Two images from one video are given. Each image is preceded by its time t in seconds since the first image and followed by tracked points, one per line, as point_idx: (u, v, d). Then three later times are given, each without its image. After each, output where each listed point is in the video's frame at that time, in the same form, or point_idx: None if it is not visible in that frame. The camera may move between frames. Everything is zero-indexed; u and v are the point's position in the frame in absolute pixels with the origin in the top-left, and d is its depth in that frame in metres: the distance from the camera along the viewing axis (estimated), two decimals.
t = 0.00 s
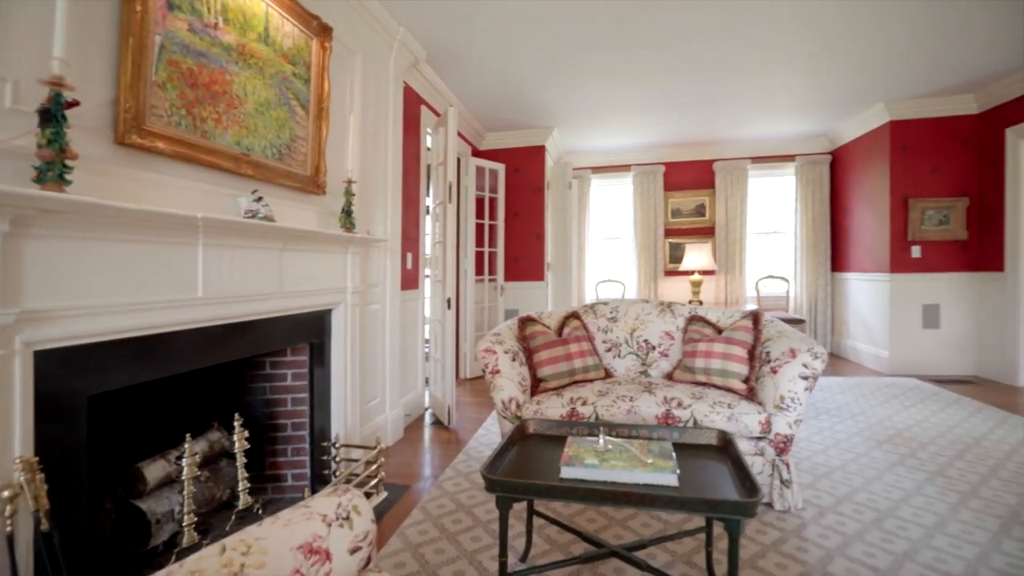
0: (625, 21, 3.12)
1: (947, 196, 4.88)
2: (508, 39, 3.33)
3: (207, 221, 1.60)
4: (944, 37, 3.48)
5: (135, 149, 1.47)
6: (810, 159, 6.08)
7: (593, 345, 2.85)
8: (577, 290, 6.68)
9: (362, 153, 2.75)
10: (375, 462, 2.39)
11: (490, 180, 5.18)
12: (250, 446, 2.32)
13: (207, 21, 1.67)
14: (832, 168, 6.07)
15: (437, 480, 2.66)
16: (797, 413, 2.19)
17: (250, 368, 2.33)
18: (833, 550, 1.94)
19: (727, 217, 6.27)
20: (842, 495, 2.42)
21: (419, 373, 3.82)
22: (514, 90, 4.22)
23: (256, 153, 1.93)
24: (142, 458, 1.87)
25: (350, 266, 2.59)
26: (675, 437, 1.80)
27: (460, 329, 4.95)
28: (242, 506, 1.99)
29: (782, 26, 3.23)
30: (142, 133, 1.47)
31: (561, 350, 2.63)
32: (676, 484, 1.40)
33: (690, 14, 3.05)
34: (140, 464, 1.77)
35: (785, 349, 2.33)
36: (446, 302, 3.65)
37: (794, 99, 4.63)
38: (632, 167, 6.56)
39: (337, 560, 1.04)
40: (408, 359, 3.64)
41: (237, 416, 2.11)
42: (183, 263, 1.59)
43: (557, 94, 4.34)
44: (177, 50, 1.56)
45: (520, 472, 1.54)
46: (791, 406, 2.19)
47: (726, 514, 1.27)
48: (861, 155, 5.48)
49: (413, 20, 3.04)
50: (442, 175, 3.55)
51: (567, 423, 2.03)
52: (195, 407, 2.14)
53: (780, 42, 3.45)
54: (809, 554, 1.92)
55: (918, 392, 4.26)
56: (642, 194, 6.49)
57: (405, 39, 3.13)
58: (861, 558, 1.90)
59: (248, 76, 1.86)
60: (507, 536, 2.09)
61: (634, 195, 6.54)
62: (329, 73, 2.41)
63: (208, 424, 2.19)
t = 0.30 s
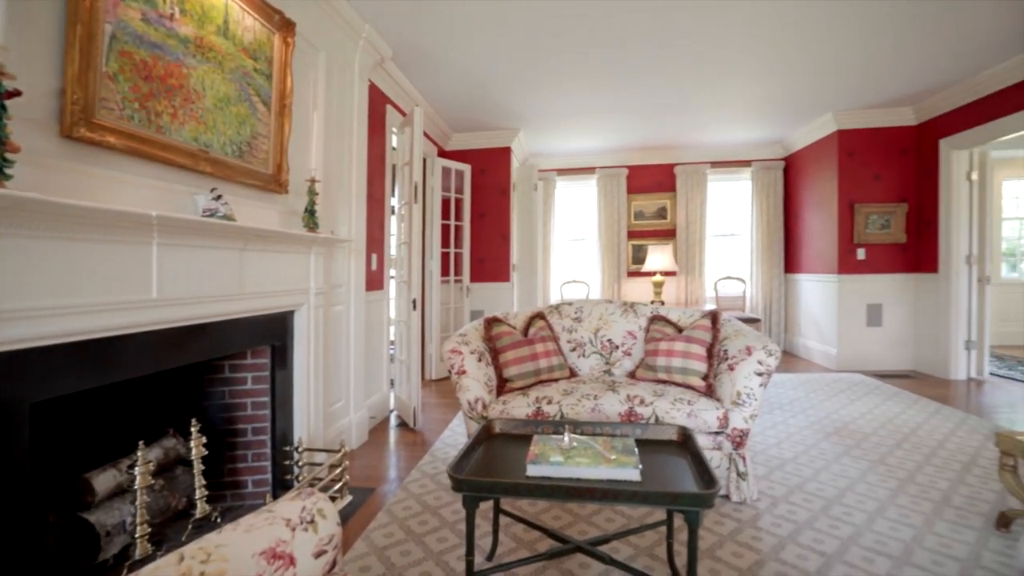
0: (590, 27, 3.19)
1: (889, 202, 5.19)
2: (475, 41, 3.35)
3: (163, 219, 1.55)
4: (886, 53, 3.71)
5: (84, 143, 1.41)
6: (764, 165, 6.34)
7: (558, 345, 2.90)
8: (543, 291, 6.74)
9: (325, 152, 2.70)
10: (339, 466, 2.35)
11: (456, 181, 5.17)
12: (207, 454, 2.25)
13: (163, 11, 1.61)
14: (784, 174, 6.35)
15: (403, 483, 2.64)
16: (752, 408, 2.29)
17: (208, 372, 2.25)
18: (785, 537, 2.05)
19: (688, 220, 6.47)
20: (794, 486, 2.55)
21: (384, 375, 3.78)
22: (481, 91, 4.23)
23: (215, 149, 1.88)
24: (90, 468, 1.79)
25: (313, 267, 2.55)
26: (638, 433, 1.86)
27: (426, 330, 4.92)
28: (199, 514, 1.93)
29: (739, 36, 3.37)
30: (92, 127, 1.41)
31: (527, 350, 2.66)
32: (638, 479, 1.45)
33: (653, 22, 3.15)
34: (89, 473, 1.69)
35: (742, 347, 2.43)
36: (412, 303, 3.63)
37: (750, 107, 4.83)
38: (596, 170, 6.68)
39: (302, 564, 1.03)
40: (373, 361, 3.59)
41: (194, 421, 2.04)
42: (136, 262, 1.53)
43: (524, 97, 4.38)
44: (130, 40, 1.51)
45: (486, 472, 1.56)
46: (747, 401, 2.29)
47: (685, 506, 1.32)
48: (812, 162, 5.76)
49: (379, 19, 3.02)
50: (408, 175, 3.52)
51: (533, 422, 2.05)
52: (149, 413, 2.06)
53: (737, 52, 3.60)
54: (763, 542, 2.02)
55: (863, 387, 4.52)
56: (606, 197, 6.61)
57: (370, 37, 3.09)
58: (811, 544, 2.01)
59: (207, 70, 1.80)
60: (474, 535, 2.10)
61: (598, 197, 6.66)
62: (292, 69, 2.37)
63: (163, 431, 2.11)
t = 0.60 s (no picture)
0: (556, 30, 3.24)
1: (836, 206, 5.49)
2: (441, 40, 3.34)
3: (115, 217, 1.49)
4: (832, 65, 3.94)
5: (27, 134, 1.34)
6: (722, 169, 6.58)
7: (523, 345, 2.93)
8: (508, 291, 6.77)
9: (287, 149, 2.65)
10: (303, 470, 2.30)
11: (421, 181, 5.14)
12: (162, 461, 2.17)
13: None
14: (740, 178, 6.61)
15: (368, 485, 2.61)
16: (710, 404, 2.39)
17: (163, 376, 2.17)
18: (741, 526, 2.15)
19: (650, 222, 6.64)
20: (749, 477, 2.67)
21: (348, 378, 3.72)
22: (447, 91, 4.23)
23: (170, 145, 1.82)
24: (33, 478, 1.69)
25: (275, 267, 2.49)
26: (601, 430, 1.91)
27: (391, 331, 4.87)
28: (153, 523, 1.86)
29: (698, 44, 3.50)
30: (36, 117, 1.34)
31: (492, 350, 2.68)
32: (601, 474, 1.50)
33: (617, 27, 3.23)
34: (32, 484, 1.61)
35: (700, 345, 2.52)
36: (377, 303, 3.59)
37: (708, 112, 5.01)
38: (561, 172, 6.76)
39: (266, 568, 1.02)
40: (337, 363, 3.53)
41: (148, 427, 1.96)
42: (81, 263, 1.45)
43: (490, 98, 4.40)
44: (79, 29, 1.45)
45: (453, 471, 1.57)
46: (705, 397, 2.39)
47: (645, 498, 1.37)
48: (766, 168, 6.02)
49: (344, 15, 2.98)
50: (372, 174, 3.48)
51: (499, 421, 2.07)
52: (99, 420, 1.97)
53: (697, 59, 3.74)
54: (720, 531, 2.11)
55: (812, 382, 4.76)
56: (571, 198, 6.70)
57: (334, 34, 3.04)
58: (764, 531, 2.11)
59: (162, 62, 1.75)
60: (441, 535, 2.10)
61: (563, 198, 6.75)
62: (253, 64, 2.31)
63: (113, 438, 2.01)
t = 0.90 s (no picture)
0: (521, 32, 3.29)
1: (786, 210, 5.77)
2: (407, 39, 3.34)
3: (62, 214, 1.43)
4: (782, 74, 4.14)
5: None
6: (681, 173, 6.80)
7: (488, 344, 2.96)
8: (473, 291, 6.78)
9: (247, 146, 2.59)
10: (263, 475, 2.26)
11: (386, 181, 5.09)
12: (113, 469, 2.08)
13: None
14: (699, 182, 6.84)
15: (331, 488, 2.58)
16: (669, 399, 2.48)
17: (114, 381, 2.08)
18: (698, 516, 2.25)
19: (612, 223, 6.79)
20: (705, 469, 2.78)
21: (311, 380, 3.66)
22: (412, 91, 4.21)
23: (122, 140, 1.75)
24: None
25: (234, 267, 2.43)
26: (565, 427, 1.96)
27: (354, 332, 4.80)
28: (103, 534, 1.79)
29: (657, 50, 3.62)
30: None
31: (457, 350, 2.70)
32: (564, 468, 1.54)
33: (580, 31, 3.31)
34: None
35: (660, 343, 2.62)
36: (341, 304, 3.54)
37: (668, 117, 5.18)
38: (526, 173, 6.83)
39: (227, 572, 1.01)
40: (299, 365, 3.47)
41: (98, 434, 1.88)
42: (23, 261, 1.38)
43: (455, 98, 4.41)
44: (23, 17, 1.39)
45: (418, 470, 1.58)
46: (664, 393, 2.48)
47: (606, 491, 1.43)
48: (723, 172, 6.26)
49: (306, 11, 2.94)
50: (336, 172, 3.44)
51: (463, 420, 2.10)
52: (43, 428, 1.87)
53: (657, 65, 3.87)
54: (678, 522, 2.20)
55: (765, 377, 4.99)
56: (535, 199, 6.78)
57: (296, 29, 2.99)
58: (719, 520, 2.22)
59: (112, 54, 1.69)
60: (406, 536, 2.11)
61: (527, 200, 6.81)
62: (211, 58, 2.25)
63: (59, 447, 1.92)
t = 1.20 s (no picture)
0: (484, 33, 3.33)
1: (739, 213, 6.03)
2: (370, 38, 3.31)
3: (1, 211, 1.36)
4: (734, 82, 4.34)
5: None
6: (641, 176, 6.98)
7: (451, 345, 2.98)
8: (437, 292, 6.75)
9: (202, 143, 2.52)
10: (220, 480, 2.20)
11: (348, 180, 5.01)
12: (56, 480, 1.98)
13: None
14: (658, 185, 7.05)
15: (292, 492, 2.54)
16: (627, 396, 2.57)
17: (57, 387, 1.98)
18: (655, 508, 2.34)
19: (575, 224, 6.91)
20: (663, 463, 2.89)
21: (269, 383, 3.57)
22: (375, 89, 4.17)
23: (67, 134, 1.69)
24: None
25: (188, 266, 2.36)
26: (527, 424, 2.00)
27: (315, 334, 4.71)
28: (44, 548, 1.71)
29: (617, 55, 3.73)
30: None
31: (420, 350, 2.71)
32: (525, 464, 1.58)
33: (542, 35, 3.37)
34: None
35: (619, 341, 2.70)
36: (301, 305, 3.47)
37: (628, 121, 5.32)
38: (490, 174, 6.85)
39: None
40: (257, 367, 3.38)
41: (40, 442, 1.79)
42: None
43: (418, 98, 4.40)
44: None
45: (381, 469, 1.59)
46: (623, 390, 2.56)
47: (565, 484, 1.48)
48: (680, 176, 6.48)
49: (265, 6, 2.88)
50: (295, 171, 3.37)
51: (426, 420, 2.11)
52: None
53: (616, 69, 3.98)
54: (637, 513, 2.29)
55: (720, 374, 5.19)
56: (499, 200, 6.81)
57: (254, 23, 2.92)
58: (675, 511, 2.32)
59: (56, 44, 1.62)
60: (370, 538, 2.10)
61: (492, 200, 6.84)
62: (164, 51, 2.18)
63: None
